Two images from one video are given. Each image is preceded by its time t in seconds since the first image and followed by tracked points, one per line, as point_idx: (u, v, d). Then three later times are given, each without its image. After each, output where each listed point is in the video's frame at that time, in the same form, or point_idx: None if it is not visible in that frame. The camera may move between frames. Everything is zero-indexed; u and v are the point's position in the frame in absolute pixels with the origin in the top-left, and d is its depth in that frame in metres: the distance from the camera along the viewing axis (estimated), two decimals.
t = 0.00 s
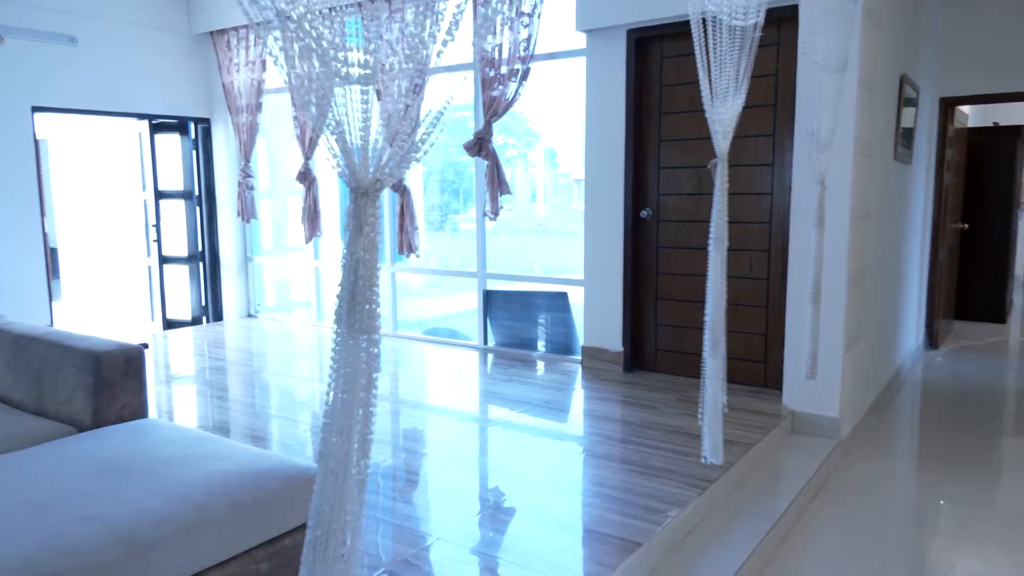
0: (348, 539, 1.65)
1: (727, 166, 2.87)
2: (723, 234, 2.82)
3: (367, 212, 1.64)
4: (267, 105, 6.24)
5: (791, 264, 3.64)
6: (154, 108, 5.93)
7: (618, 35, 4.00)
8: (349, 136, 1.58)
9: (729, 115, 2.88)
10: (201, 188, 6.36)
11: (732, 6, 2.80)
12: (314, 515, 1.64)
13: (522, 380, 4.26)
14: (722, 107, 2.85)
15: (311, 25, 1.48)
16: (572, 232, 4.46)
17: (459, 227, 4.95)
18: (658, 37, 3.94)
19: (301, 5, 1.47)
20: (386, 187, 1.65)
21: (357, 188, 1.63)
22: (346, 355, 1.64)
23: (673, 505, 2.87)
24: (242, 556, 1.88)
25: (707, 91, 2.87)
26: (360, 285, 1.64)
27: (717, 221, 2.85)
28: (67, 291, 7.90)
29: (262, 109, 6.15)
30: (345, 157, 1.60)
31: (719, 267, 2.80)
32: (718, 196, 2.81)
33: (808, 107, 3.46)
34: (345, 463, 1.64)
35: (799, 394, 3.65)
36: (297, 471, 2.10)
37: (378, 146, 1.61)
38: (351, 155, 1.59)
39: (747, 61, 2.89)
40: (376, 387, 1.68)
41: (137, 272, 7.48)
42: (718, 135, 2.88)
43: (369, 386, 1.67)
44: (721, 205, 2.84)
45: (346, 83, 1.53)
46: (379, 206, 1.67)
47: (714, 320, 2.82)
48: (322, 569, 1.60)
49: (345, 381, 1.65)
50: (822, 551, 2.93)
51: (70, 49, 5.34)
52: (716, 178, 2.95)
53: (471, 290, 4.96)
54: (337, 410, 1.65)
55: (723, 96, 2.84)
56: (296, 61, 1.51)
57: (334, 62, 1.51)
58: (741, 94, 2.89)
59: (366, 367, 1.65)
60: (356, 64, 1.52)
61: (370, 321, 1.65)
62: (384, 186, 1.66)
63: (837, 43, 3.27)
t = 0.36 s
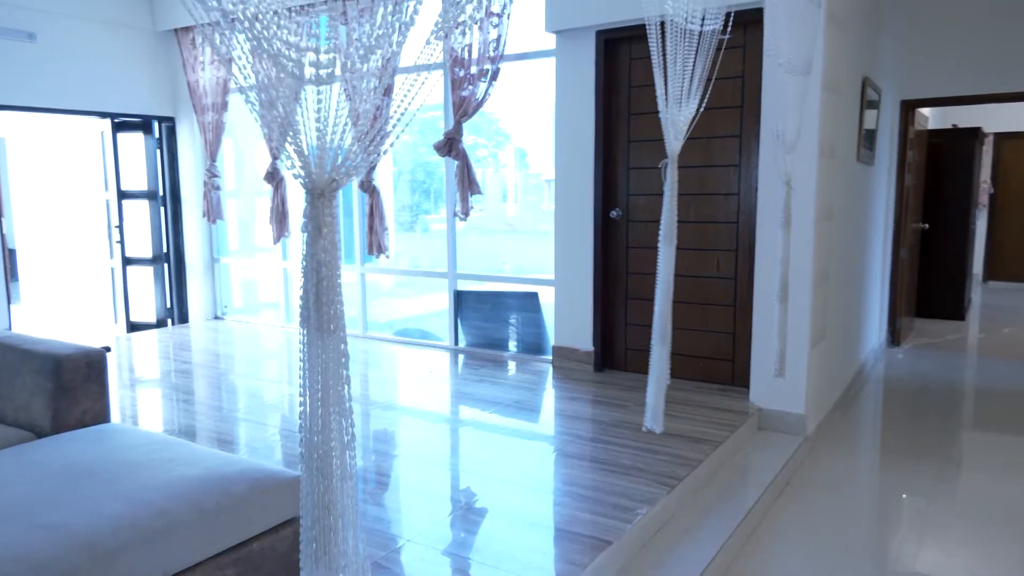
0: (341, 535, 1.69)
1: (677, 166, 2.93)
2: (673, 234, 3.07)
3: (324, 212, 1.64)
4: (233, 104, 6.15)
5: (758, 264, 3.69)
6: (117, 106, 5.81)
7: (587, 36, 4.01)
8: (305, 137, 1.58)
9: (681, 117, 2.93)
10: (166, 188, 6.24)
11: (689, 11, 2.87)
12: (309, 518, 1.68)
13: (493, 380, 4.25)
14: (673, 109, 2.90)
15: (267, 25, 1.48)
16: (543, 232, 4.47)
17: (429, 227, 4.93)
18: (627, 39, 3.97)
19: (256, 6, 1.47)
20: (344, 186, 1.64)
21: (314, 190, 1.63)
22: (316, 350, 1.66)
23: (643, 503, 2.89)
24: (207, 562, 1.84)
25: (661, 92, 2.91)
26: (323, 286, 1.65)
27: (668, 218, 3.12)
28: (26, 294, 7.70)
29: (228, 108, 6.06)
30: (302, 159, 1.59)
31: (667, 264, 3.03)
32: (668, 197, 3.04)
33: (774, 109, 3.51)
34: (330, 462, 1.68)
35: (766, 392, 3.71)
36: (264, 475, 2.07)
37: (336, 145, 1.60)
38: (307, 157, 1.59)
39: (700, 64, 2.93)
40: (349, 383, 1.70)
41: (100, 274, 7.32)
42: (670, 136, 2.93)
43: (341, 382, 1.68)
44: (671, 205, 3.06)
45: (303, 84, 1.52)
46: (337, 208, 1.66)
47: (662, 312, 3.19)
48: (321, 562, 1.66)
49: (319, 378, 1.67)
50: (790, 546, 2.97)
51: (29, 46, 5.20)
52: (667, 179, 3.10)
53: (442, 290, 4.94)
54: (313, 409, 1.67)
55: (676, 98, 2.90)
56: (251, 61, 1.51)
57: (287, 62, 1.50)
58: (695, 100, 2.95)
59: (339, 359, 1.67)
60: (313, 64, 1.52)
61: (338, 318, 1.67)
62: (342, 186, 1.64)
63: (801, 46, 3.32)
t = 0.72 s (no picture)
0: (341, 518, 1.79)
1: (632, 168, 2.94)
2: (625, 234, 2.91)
3: (290, 209, 1.65)
4: (184, 103, 6.03)
5: (714, 262, 3.75)
6: (64, 104, 5.63)
7: (545, 38, 4.03)
8: (270, 134, 1.60)
9: (636, 120, 2.96)
10: (114, 187, 6.08)
11: (644, 17, 2.92)
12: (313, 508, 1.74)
13: (453, 381, 4.24)
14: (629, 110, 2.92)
15: (234, 20, 1.50)
16: (502, 232, 4.47)
17: (388, 227, 4.90)
18: (584, 40, 4.00)
19: (225, 2, 1.50)
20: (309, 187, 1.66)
21: (279, 186, 1.64)
22: (292, 344, 1.70)
23: (602, 501, 2.92)
24: (158, 572, 1.79)
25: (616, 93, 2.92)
26: (298, 279, 1.68)
27: (621, 217, 2.94)
28: None
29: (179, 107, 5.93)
30: (266, 155, 1.61)
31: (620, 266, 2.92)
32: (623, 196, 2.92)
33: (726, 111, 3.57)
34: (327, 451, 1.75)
35: (722, 389, 3.77)
36: (217, 481, 2.02)
37: (300, 143, 1.63)
38: (272, 153, 1.61)
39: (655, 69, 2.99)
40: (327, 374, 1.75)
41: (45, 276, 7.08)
42: (625, 138, 2.94)
43: (320, 376, 1.73)
44: (624, 206, 2.92)
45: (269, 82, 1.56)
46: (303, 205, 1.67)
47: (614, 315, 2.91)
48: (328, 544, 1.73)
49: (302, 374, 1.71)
50: (745, 539, 3.03)
51: None
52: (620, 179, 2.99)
53: (400, 291, 4.91)
54: (297, 406, 1.73)
55: (631, 100, 2.91)
56: (217, 56, 1.53)
57: (256, 61, 1.54)
58: (648, 103, 3.00)
59: (316, 352, 1.72)
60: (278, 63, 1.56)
61: (313, 311, 1.70)
62: (309, 185, 1.67)
63: (753, 49, 3.39)
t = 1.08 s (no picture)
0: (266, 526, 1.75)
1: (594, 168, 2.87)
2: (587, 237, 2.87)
3: (220, 211, 1.59)
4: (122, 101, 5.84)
5: (662, 262, 3.81)
6: None
7: (494, 38, 4.03)
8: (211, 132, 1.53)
9: (595, 120, 2.88)
10: (50, 187, 5.90)
11: (594, 13, 2.83)
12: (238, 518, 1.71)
13: (405, 382, 4.20)
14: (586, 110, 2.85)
15: (171, 16, 1.43)
16: (453, 232, 4.46)
17: (338, 228, 4.84)
18: (534, 41, 4.01)
19: None
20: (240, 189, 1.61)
21: (209, 188, 1.57)
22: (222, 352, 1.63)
23: (554, 499, 2.93)
24: None
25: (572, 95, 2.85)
26: (228, 282, 1.62)
27: (586, 219, 2.90)
28: None
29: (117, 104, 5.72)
30: (205, 154, 1.54)
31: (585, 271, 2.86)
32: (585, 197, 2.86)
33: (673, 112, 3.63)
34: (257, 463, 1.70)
35: (671, 387, 3.83)
36: (157, 489, 1.96)
37: (233, 144, 1.56)
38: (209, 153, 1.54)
39: (609, 65, 2.90)
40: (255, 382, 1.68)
41: None
42: (585, 139, 2.86)
43: (247, 380, 1.67)
44: (587, 206, 2.87)
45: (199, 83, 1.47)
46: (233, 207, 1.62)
47: (581, 321, 2.90)
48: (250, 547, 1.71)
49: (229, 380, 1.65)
50: (694, 534, 3.09)
51: None
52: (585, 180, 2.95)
53: (351, 293, 4.86)
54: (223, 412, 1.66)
55: (587, 99, 2.83)
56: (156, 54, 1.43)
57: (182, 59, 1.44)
58: (605, 101, 2.91)
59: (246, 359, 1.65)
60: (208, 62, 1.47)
61: (244, 317, 1.64)
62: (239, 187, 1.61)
63: (698, 52, 3.45)
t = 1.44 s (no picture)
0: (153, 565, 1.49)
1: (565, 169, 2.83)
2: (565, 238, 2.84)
3: (139, 215, 1.42)
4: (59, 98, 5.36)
5: (611, 262, 3.85)
6: None
7: (443, 38, 4.02)
8: (147, 132, 1.41)
9: (563, 120, 2.82)
10: None
11: (557, 13, 2.78)
12: (111, 563, 1.43)
13: (355, 385, 4.16)
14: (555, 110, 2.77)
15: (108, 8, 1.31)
16: (404, 233, 4.44)
17: (286, 229, 4.77)
18: (482, 41, 4.01)
19: None
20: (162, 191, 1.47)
21: (125, 189, 1.40)
22: (122, 362, 1.42)
23: (506, 499, 2.94)
24: None
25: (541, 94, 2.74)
26: (136, 290, 1.42)
27: (562, 219, 2.87)
28: None
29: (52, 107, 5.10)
30: (135, 155, 1.40)
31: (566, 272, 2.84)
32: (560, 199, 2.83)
33: (621, 114, 3.67)
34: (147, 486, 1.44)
35: (621, 385, 3.88)
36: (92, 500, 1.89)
37: (155, 142, 1.42)
38: (149, 155, 1.42)
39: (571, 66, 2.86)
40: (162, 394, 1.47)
41: None
42: (556, 139, 2.80)
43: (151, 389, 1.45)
44: (564, 205, 2.86)
45: (117, 81, 1.34)
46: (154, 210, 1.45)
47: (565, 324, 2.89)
48: None
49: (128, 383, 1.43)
50: (645, 529, 3.13)
51: None
52: (556, 182, 2.89)
53: (299, 294, 4.79)
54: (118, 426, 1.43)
55: (556, 99, 2.76)
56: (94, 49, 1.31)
57: (93, 52, 1.30)
58: (571, 101, 2.86)
59: (152, 373, 1.45)
60: (126, 54, 1.34)
61: (154, 326, 1.44)
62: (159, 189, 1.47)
63: (645, 54, 3.49)
